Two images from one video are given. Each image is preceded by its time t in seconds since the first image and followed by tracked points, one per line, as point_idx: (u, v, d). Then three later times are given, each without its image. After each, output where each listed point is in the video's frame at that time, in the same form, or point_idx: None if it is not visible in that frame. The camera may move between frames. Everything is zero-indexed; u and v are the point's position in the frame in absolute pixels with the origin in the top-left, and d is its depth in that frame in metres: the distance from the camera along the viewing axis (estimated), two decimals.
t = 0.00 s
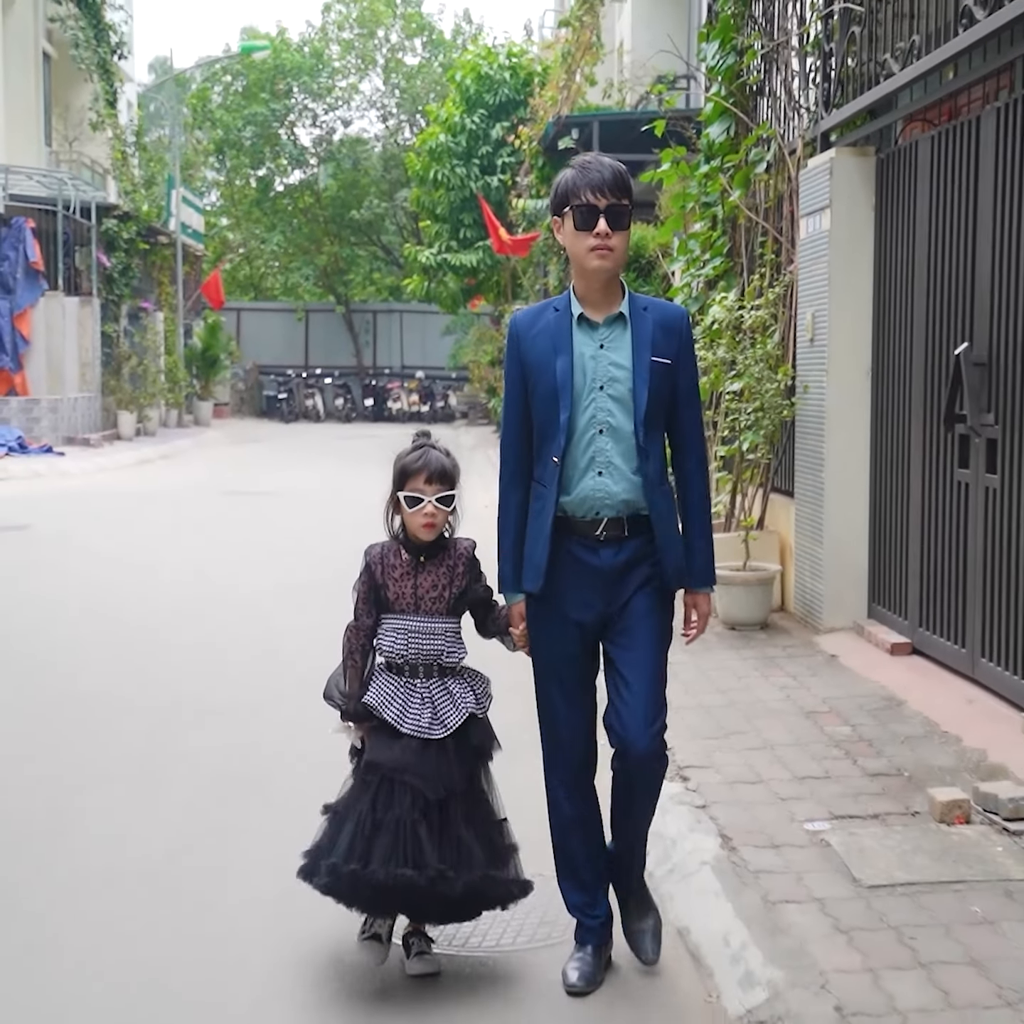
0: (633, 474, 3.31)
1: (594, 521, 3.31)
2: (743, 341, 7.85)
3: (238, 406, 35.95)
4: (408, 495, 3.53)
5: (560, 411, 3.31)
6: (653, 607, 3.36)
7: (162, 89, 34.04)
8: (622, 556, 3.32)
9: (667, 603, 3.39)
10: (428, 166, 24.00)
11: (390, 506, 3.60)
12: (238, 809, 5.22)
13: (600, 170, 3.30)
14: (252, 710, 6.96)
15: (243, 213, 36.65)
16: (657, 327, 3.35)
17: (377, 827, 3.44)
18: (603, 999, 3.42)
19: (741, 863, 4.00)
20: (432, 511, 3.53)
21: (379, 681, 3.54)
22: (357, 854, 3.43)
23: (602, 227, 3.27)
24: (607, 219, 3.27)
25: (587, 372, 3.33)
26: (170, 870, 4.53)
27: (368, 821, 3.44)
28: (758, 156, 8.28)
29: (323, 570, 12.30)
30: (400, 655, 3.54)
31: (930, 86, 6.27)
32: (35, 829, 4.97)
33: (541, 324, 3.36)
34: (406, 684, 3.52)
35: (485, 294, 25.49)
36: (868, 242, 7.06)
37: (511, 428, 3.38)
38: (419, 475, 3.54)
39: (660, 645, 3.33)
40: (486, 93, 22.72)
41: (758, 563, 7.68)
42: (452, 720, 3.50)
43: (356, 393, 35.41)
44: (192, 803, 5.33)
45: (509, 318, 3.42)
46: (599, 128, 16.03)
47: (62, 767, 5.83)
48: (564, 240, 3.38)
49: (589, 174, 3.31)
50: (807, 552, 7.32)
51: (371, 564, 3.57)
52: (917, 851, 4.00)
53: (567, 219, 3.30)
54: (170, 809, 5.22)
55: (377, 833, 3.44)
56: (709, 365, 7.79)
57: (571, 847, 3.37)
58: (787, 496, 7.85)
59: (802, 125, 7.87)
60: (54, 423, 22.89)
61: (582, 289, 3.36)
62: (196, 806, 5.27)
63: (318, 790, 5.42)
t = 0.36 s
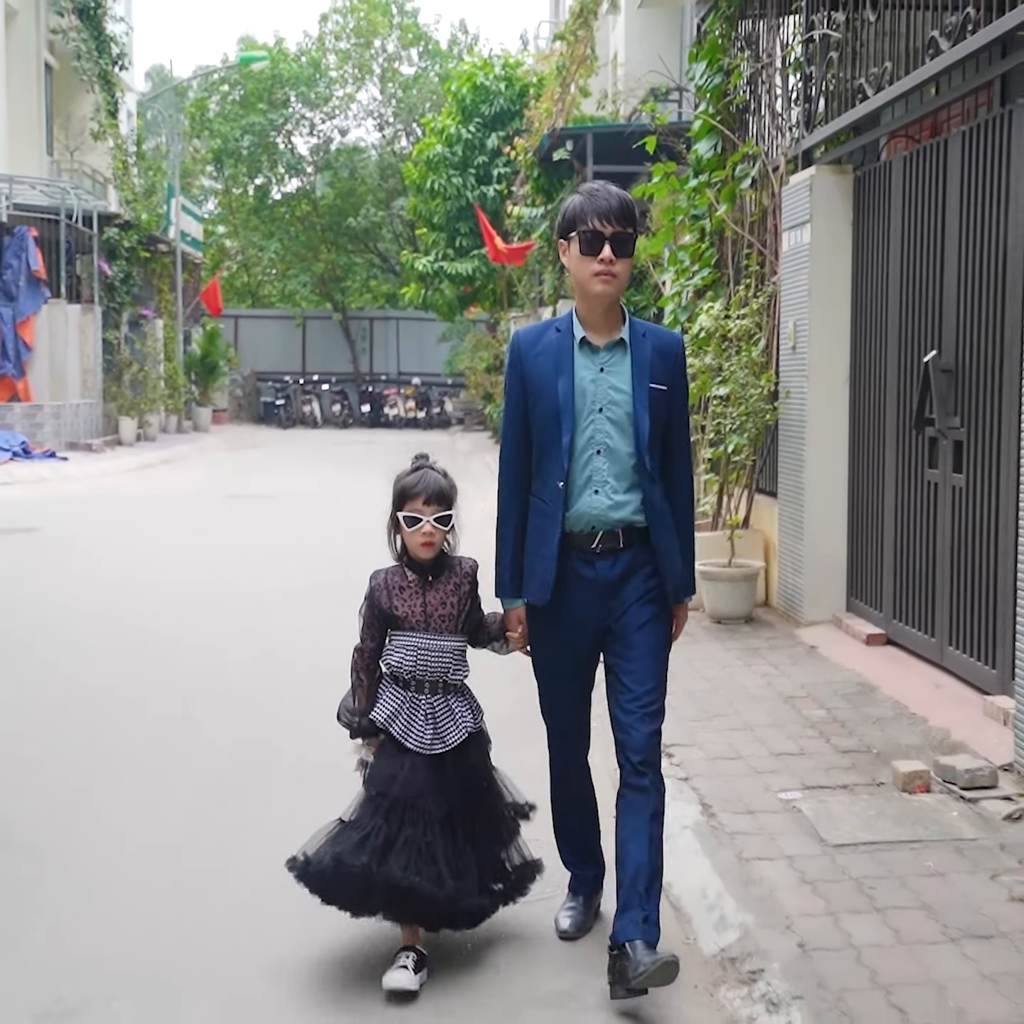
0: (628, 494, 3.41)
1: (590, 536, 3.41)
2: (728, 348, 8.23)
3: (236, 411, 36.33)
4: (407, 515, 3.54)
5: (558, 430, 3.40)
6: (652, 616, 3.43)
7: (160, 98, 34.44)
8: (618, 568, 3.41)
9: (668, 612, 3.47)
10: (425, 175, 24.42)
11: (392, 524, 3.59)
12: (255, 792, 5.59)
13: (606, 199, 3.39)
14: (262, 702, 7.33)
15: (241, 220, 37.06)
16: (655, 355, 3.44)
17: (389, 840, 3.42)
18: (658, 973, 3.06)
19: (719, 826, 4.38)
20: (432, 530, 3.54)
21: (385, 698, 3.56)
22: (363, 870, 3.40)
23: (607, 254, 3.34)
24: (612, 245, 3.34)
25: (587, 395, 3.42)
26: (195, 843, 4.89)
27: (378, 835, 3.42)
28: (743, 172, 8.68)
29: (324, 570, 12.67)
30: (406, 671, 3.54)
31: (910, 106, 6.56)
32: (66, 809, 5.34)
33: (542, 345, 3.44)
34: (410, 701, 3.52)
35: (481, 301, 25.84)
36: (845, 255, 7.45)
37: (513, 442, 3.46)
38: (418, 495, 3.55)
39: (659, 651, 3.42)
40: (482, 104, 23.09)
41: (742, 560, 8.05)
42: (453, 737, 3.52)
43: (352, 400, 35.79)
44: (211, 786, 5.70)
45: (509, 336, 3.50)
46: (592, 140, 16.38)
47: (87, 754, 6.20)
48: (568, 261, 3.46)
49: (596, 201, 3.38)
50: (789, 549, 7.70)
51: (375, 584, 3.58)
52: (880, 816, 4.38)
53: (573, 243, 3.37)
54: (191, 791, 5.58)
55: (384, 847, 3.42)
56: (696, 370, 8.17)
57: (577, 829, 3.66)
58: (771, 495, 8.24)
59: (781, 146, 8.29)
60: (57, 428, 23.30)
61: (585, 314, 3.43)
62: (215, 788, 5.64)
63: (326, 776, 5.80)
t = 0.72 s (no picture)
0: (631, 495, 3.56)
1: (596, 535, 3.55)
2: (718, 354, 8.61)
3: (241, 416, 36.67)
4: (403, 490, 3.77)
5: (567, 428, 3.56)
6: (654, 621, 3.58)
7: (165, 106, 34.80)
8: (621, 569, 3.56)
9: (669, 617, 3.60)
10: (428, 184, 24.76)
11: (389, 500, 3.82)
12: (269, 769, 5.96)
13: (614, 211, 3.55)
14: (272, 690, 7.69)
15: (245, 227, 37.45)
16: (662, 365, 3.60)
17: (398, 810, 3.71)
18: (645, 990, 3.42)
19: (701, 796, 4.74)
20: (426, 505, 3.77)
21: (383, 665, 3.81)
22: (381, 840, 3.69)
23: (615, 262, 3.51)
24: (620, 255, 3.51)
25: (594, 396, 3.57)
26: (216, 814, 5.26)
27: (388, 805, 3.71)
28: (733, 185, 9.07)
29: (330, 570, 13.02)
30: (403, 641, 3.80)
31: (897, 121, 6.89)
32: (94, 783, 5.72)
33: (554, 347, 3.63)
34: (407, 669, 3.79)
35: (483, 307, 26.19)
36: (828, 264, 7.81)
37: (526, 437, 3.63)
38: (414, 470, 3.77)
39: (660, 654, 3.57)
40: (483, 113, 23.48)
41: (732, 556, 8.42)
42: (450, 702, 3.77)
43: (356, 404, 36.12)
44: (228, 765, 6.07)
45: (523, 339, 3.68)
46: (591, 149, 16.73)
47: (111, 736, 6.57)
48: (578, 270, 3.62)
49: (604, 213, 3.54)
50: (776, 546, 8.07)
51: (373, 556, 3.80)
52: (847, 787, 4.74)
53: (582, 253, 3.53)
54: (209, 769, 5.95)
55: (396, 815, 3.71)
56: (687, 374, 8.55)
57: (566, 810, 3.85)
58: (759, 494, 8.60)
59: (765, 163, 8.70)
60: (66, 433, 23.62)
61: (596, 321, 3.59)
62: (232, 766, 6.01)
63: (336, 755, 6.17)
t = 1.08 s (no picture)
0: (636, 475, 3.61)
1: (603, 514, 3.61)
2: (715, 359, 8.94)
3: (250, 420, 37.01)
4: (409, 499, 3.79)
5: (570, 410, 3.63)
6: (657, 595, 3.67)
7: (176, 114, 35.17)
8: (627, 545, 3.61)
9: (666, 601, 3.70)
10: (436, 191, 25.10)
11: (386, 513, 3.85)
12: (286, 752, 6.29)
13: (616, 203, 3.60)
14: (287, 681, 8.02)
15: (256, 233, 37.82)
16: (663, 348, 3.65)
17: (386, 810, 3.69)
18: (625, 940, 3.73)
19: (691, 773, 5.05)
20: (431, 513, 3.78)
21: (381, 672, 3.81)
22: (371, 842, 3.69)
23: (616, 253, 3.56)
24: (620, 246, 3.56)
25: (597, 380, 3.64)
26: (237, 793, 5.60)
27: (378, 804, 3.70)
28: (730, 197, 9.40)
29: (341, 568, 13.35)
30: (399, 649, 3.80)
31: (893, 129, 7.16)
32: (121, 764, 6.07)
33: (560, 332, 3.69)
34: (405, 675, 3.78)
35: (490, 313, 26.48)
36: (820, 271, 8.13)
37: (533, 421, 3.72)
38: (420, 482, 3.80)
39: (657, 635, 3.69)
40: (490, 121, 23.83)
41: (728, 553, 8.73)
42: (449, 696, 3.75)
43: (365, 408, 36.43)
44: (246, 747, 6.41)
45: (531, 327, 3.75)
46: (596, 158, 17.03)
47: (134, 721, 6.92)
48: (582, 263, 3.68)
49: (605, 206, 3.60)
50: (771, 543, 8.38)
51: (368, 566, 3.81)
52: (828, 764, 5.05)
53: (585, 245, 3.60)
54: (229, 751, 6.29)
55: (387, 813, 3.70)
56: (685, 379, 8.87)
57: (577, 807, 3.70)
58: (754, 493, 8.93)
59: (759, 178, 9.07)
60: (80, 436, 24.01)
61: (599, 307, 3.65)
62: (251, 749, 6.34)
63: (347, 739, 6.49)
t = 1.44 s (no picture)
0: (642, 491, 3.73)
1: (612, 530, 3.72)
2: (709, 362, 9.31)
3: (256, 422, 37.38)
4: (420, 510, 3.86)
5: (579, 432, 3.75)
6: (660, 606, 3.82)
7: (183, 119, 35.54)
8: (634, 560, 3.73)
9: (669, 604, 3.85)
10: (440, 196, 25.47)
11: (400, 522, 3.92)
12: (301, 733, 6.66)
13: (610, 226, 3.68)
14: (299, 669, 8.39)
15: (262, 236, 38.23)
16: (665, 365, 3.77)
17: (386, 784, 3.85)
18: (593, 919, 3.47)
19: (681, 750, 5.41)
20: (441, 527, 3.87)
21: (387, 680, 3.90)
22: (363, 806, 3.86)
23: (612, 276, 3.66)
24: (616, 270, 3.66)
25: (603, 400, 3.76)
26: (256, 770, 5.97)
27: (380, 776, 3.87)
28: (724, 207, 9.77)
29: (349, 562, 13.73)
30: (406, 659, 3.89)
31: (882, 143, 7.48)
32: (146, 744, 6.44)
33: (566, 357, 3.80)
34: (412, 684, 3.89)
35: (494, 316, 26.80)
36: (808, 279, 8.49)
37: (539, 440, 3.84)
38: (430, 493, 3.88)
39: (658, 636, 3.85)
40: (493, 127, 24.16)
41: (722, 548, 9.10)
42: (453, 708, 3.90)
43: (370, 410, 36.81)
44: (263, 729, 6.78)
45: (537, 352, 3.86)
46: (598, 165, 17.34)
47: (156, 705, 7.29)
48: (582, 284, 3.78)
49: (600, 230, 3.69)
50: (763, 538, 8.75)
51: (381, 575, 3.90)
52: (809, 741, 5.41)
53: (582, 271, 3.70)
54: (247, 733, 6.66)
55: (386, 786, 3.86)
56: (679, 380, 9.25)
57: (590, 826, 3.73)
58: (747, 492, 9.31)
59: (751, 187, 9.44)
60: (90, 437, 24.42)
61: (601, 327, 3.77)
62: (267, 731, 6.71)
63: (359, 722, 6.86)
